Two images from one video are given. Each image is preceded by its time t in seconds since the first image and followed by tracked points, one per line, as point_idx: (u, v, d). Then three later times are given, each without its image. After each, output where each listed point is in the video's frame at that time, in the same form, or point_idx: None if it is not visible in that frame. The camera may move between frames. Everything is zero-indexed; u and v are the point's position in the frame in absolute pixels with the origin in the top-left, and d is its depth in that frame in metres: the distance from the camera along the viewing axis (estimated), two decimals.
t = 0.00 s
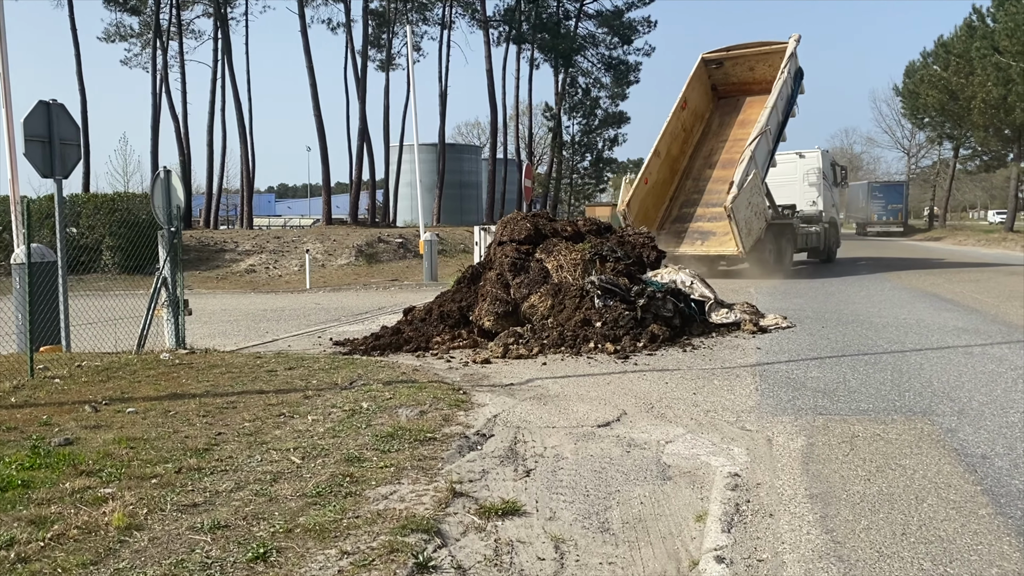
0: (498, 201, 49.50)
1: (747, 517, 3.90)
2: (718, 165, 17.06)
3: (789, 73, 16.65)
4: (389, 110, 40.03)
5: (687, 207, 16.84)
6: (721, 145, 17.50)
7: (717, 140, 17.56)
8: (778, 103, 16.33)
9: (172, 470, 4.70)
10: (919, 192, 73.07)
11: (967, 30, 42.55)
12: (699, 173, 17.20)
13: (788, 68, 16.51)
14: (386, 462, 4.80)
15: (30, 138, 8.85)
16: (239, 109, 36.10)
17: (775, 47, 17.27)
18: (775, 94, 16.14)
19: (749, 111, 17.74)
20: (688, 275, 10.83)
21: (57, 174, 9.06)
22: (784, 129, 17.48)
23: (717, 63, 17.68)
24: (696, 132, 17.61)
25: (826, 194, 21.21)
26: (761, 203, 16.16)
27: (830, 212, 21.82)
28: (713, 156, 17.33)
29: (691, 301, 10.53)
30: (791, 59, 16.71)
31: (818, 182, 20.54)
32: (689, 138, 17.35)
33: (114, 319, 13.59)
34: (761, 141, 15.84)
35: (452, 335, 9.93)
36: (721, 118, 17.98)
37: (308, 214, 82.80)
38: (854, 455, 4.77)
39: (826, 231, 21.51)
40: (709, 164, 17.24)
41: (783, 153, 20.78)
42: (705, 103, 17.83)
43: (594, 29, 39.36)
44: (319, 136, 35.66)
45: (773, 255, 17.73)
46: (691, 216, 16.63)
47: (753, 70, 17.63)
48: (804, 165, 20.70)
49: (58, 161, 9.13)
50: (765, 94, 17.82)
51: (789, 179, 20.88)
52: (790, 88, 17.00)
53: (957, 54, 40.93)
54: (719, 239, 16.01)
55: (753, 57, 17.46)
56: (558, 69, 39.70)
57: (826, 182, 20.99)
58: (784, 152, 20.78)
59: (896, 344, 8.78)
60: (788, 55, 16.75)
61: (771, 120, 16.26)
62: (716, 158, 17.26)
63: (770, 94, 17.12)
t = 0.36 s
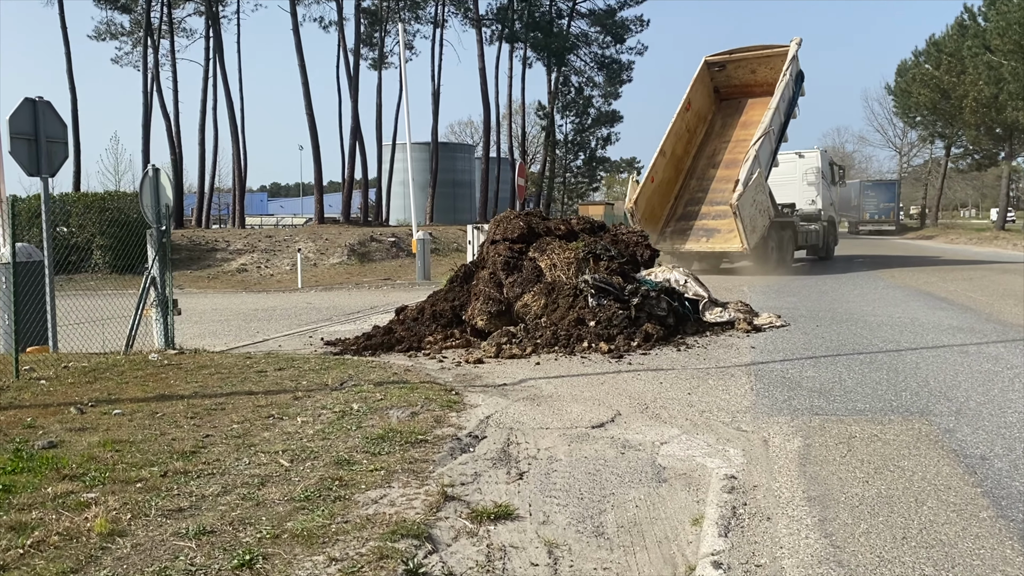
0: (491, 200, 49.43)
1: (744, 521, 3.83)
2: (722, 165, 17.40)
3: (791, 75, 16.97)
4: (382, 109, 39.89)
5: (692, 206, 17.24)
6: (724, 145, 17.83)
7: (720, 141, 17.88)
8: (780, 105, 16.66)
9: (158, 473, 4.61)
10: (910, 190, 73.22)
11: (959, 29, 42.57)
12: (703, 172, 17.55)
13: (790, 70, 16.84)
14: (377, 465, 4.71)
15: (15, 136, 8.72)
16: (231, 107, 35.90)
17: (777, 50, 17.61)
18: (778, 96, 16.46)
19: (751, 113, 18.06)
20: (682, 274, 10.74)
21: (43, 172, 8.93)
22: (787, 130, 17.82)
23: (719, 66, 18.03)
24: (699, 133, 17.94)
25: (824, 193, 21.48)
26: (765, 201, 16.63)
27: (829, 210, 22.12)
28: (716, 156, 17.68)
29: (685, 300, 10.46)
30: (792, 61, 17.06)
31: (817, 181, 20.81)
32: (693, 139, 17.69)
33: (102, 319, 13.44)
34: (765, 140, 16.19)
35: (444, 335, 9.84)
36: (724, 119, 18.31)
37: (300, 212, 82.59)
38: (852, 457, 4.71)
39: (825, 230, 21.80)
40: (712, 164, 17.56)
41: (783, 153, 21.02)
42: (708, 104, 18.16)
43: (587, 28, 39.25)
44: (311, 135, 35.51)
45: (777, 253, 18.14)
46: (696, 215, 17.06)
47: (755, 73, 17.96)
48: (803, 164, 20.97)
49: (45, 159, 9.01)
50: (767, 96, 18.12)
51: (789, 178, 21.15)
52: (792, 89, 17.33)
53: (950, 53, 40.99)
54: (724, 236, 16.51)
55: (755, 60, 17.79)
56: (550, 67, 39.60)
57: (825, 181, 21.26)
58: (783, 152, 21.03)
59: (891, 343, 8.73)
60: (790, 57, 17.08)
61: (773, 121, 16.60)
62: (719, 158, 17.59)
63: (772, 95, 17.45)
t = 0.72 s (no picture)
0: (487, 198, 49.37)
1: (743, 522, 3.77)
2: (727, 163, 18.13)
3: (794, 76, 17.71)
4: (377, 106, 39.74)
5: (699, 202, 18.01)
6: (729, 144, 18.55)
7: (725, 140, 18.59)
8: (784, 104, 17.39)
9: (146, 474, 4.52)
10: (906, 188, 73.31)
11: (954, 26, 42.58)
12: (708, 170, 18.28)
13: (794, 71, 17.57)
14: (370, 465, 4.65)
15: (5, 131, 8.61)
16: (225, 104, 35.75)
17: (780, 52, 18.34)
18: (782, 96, 17.19)
19: (754, 113, 18.80)
20: (677, 272, 10.71)
21: (32, 169, 8.83)
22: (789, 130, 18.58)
23: (723, 67, 18.71)
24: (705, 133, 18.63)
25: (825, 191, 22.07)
26: (770, 197, 17.48)
27: (830, 207, 22.67)
28: (721, 155, 18.41)
29: (681, 298, 10.42)
30: (795, 63, 17.80)
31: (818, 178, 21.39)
32: (698, 138, 18.38)
33: (94, 317, 13.32)
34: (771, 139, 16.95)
35: (438, 334, 9.77)
36: (728, 119, 19.00)
37: (295, 211, 82.40)
38: (851, 457, 4.66)
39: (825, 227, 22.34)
40: (717, 162, 18.28)
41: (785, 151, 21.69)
42: (712, 105, 18.87)
43: (583, 25, 39.17)
44: (306, 132, 35.40)
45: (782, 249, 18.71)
46: (703, 211, 17.87)
47: (758, 74, 18.70)
48: (804, 163, 21.60)
49: (34, 155, 8.92)
50: (769, 97, 18.85)
51: (791, 175, 21.76)
52: (795, 90, 18.09)
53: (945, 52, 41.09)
54: (730, 232, 17.37)
55: (758, 61, 18.53)
56: (546, 64, 39.51)
57: (826, 179, 21.87)
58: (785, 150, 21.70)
59: (889, 340, 8.67)
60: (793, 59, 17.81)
61: (778, 120, 17.33)
62: (724, 157, 18.32)
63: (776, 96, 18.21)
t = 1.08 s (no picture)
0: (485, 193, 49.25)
1: (740, 527, 3.65)
2: (736, 161, 18.49)
3: (800, 76, 17.92)
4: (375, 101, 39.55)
5: (708, 199, 18.45)
6: (737, 143, 18.87)
7: (732, 138, 18.91)
8: (792, 104, 17.63)
9: (127, 475, 4.39)
10: (906, 184, 73.14)
11: (955, 22, 42.36)
12: (717, 168, 18.66)
13: (800, 71, 17.79)
14: (358, 465, 4.53)
15: None
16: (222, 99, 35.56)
17: (786, 52, 18.53)
18: (789, 95, 17.43)
19: (761, 112, 19.06)
20: (675, 268, 10.59)
21: (20, 163, 8.68)
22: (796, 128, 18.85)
23: (730, 68, 18.96)
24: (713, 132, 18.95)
25: (830, 187, 22.16)
26: (780, 193, 17.87)
27: (835, 202, 22.76)
28: (729, 153, 18.76)
29: (679, 295, 10.31)
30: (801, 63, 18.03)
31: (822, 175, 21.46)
32: (706, 137, 18.71)
33: (87, 313, 13.19)
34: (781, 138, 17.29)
35: (433, 330, 9.65)
36: (735, 118, 19.29)
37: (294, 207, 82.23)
38: (852, 459, 4.54)
39: (830, 223, 22.48)
40: (726, 160, 18.64)
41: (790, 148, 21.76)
42: (720, 104, 19.13)
43: (582, 20, 38.84)
44: (303, 127, 35.22)
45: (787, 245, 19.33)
46: (713, 207, 18.31)
47: (764, 74, 18.89)
48: (809, 160, 21.69)
49: (22, 148, 8.76)
50: (776, 95, 19.08)
51: (796, 172, 21.86)
52: (802, 89, 18.31)
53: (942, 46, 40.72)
54: (741, 228, 17.83)
55: (764, 61, 18.72)
56: (545, 59, 39.32)
57: (830, 176, 21.96)
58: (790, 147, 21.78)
59: (888, 338, 8.55)
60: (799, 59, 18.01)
61: (786, 119, 17.59)
62: (733, 155, 18.67)
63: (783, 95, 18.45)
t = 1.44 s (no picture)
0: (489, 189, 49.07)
1: (736, 542, 3.49)
2: (749, 158, 18.69)
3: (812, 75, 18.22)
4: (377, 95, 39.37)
5: (723, 195, 18.63)
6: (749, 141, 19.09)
7: (745, 137, 19.11)
8: (805, 101, 17.84)
9: (101, 482, 4.22)
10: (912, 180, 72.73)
11: (962, 17, 42.01)
12: (730, 166, 18.86)
13: (812, 70, 18.04)
14: (341, 472, 4.36)
15: None
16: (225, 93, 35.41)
17: (796, 52, 18.80)
18: (803, 93, 17.65)
19: (772, 111, 19.30)
20: (676, 265, 10.39)
21: (8, 156, 8.53)
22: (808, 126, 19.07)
23: (742, 68, 19.18)
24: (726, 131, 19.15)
25: (839, 184, 22.01)
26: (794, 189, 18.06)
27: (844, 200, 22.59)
28: (742, 151, 18.97)
29: (679, 293, 10.11)
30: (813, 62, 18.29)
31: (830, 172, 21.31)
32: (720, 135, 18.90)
33: (81, 309, 13.04)
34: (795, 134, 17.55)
35: (428, 328, 9.48)
36: (747, 117, 19.52)
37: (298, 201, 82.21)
38: (854, 468, 4.35)
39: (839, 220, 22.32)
40: (740, 158, 18.84)
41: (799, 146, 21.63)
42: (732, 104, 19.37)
43: (586, 14, 38.59)
44: (305, 121, 35.08)
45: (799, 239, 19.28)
46: (728, 204, 18.50)
47: (776, 74, 19.16)
48: (818, 157, 21.54)
49: (10, 142, 8.61)
50: (787, 95, 19.35)
51: (805, 169, 21.72)
52: (814, 88, 18.56)
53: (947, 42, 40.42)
54: (757, 223, 18.02)
55: (776, 61, 18.99)
56: (549, 54, 39.09)
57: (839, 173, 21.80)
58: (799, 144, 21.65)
59: (893, 338, 8.36)
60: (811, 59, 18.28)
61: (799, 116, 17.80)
62: (746, 152, 18.88)
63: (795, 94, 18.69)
